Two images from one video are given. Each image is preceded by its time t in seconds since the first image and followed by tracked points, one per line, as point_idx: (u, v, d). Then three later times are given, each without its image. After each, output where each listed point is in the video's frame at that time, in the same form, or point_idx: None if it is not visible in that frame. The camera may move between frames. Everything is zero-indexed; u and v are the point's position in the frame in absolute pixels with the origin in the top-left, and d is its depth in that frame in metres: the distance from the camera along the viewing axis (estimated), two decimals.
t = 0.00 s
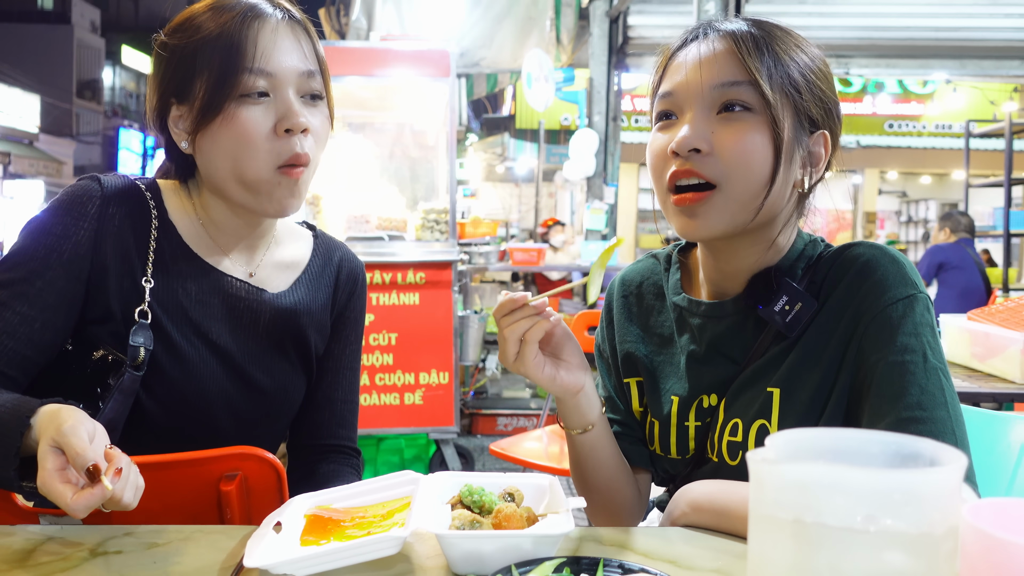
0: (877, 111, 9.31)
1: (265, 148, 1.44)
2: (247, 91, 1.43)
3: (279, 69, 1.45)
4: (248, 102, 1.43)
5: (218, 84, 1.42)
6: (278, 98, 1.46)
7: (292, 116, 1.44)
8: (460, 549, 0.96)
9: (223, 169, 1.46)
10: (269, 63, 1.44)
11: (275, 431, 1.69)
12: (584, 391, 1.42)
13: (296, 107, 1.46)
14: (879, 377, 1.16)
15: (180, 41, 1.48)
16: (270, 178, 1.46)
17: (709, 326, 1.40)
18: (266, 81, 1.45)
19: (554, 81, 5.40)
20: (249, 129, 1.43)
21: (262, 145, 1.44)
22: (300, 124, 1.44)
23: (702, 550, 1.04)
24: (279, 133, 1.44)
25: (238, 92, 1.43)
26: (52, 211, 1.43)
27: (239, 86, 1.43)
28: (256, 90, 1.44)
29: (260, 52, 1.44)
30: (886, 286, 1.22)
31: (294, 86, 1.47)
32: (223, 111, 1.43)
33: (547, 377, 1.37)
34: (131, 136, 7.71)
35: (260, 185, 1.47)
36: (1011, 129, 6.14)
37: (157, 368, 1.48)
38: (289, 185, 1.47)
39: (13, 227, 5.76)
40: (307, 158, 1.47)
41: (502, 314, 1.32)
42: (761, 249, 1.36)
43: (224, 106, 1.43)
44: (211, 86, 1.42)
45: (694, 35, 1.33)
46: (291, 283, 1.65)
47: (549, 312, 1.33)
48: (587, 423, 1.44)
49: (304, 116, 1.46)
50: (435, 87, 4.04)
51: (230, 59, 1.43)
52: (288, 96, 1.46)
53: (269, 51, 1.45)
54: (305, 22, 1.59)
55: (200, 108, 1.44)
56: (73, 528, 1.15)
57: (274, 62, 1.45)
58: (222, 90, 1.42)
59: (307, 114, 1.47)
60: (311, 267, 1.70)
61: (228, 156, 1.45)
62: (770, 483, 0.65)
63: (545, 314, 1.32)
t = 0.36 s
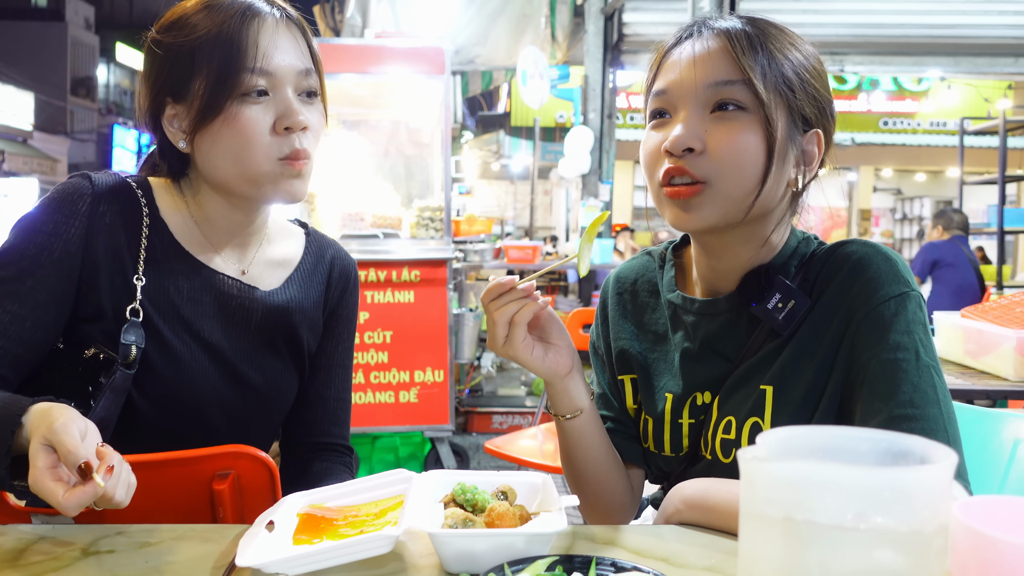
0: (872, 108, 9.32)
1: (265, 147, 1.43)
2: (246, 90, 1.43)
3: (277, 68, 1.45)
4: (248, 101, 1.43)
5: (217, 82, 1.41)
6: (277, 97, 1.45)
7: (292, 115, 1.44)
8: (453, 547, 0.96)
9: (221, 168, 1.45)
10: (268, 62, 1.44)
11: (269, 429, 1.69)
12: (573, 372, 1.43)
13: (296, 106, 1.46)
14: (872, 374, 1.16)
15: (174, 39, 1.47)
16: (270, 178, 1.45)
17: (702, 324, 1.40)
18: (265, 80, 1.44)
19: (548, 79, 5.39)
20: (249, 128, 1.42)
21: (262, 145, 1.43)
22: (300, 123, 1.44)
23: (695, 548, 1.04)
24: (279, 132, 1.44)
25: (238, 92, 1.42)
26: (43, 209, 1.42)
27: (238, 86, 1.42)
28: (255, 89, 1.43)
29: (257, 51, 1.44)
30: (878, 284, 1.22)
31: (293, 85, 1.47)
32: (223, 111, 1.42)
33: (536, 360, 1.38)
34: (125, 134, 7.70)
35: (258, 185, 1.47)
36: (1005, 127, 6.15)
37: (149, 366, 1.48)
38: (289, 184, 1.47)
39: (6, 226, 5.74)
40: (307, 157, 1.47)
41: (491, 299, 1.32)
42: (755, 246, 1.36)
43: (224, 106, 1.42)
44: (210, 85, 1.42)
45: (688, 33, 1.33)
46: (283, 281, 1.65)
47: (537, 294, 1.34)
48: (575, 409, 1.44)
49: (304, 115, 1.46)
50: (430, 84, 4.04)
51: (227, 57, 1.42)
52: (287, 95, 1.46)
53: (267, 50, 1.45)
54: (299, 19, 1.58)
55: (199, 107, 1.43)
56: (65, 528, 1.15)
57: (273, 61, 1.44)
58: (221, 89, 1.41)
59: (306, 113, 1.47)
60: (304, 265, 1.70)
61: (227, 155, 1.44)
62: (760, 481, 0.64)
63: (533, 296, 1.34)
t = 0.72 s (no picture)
0: (867, 109, 9.32)
1: (259, 152, 1.44)
2: (240, 96, 1.43)
3: (272, 73, 1.45)
4: (242, 106, 1.43)
5: (211, 87, 1.41)
6: (271, 102, 1.46)
7: (286, 121, 1.45)
8: (447, 550, 0.96)
9: (215, 173, 1.45)
10: (262, 67, 1.44)
11: (264, 433, 1.69)
12: (565, 375, 1.43)
13: (290, 111, 1.46)
14: (864, 376, 1.16)
15: (167, 43, 1.46)
16: (265, 183, 1.46)
17: (695, 326, 1.41)
18: (260, 85, 1.44)
19: (543, 80, 5.39)
20: (244, 133, 1.42)
21: (256, 151, 1.44)
22: (294, 128, 1.45)
23: (690, 550, 1.04)
24: (273, 138, 1.45)
25: (232, 97, 1.42)
26: (37, 214, 1.42)
27: (233, 91, 1.42)
28: (249, 94, 1.44)
29: (252, 56, 1.44)
30: (870, 285, 1.23)
31: (287, 90, 1.48)
32: (217, 116, 1.42)
33: (528, 364, 1.37)
34: (120, 137, 7.70)
35: (251, 189, 1.47)
36: (999, 127, 6.15)
37: (144, 370, 1.47)
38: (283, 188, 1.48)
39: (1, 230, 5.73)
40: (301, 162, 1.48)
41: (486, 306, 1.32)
42: (745, 248, 1.36)
43: (218, 111, 1.42)
44: (205, 90, 1.42)
45: (678, 36, 1.33)
46: (277, 284, 1.65)
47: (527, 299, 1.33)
48: (568, 412, 1.44)
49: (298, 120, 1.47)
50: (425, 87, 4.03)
51: (222, 62, 1.42)
52: (281, 100, 1.46)
53: (261, 56, 1.45)
54: (293, 23, 1.58)
55: (193, 111, 1.43)
56: (60, 533, 1.15)
57: (268, 66, 1.45)
58: (215, 94, 1.41)
59: (300, 118, 1.48)
60: (299, 268, 1.70)
61: (220, 160, 1.44)
62: (752, 484, 0.65)
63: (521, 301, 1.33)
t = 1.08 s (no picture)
0: (867, 111, 9.29)
1: (261, 153, 1.44)
2: (242, 97, 1.43)
3: (273, 75, 1.46)
4: (243, 108, 1.43)
5: (213, 89, 1.41)
6: (273, 104, 1.46)
7: (287, 122, 1.45)
8: (447, 552, 0.96)
9: (218, 174, 1.45)
10: (263, 69, 1.45)
11: (264, 434, 1.69)
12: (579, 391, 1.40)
13: (291, 112, 1.47)
14: (862, 379, 1.17)
15: (169, 44, 1.47)
16: (267, 184, 1.47)
17: (695, 328, 1.41)
18: (262, 86, 1.45)
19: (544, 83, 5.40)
20: (245, 134, 1.42)
21: (258, 152, 1.44)
22: (296, 129, 1.45)
23: (689, 553, 1.04)
24: (274, 139, 1.45)
25: (234, 98, 1.42)
26: (38, 215, 1.42)
27: (235, 92, 1.42)
28: (251, 96, 1.44)
29: (254, 58, 1.44)
30: (869, 288, 1.23)
31: (288, 91, 1.48)
32: (219, 117, 1.42)
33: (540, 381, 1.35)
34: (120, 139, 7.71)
35: (253, 190, 1.47)
36: (999, 130, 6.15)
37: (144, 371, 1.48)
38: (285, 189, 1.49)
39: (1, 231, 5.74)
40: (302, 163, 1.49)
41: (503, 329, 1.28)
42: (750, 252, 1.37)
43: (220, 112, 1.42)
44: (207, 91, 1.42)
45: (683, 41, 1.32)
46: (278, 285, 1.65)
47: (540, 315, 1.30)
48: (580, 425, 1.44)
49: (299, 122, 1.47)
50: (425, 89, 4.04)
51: (224, 64, 1.42)
52: (283, 102, 1.47)
53: (263, 57, 1.45)
54: (293, 24, 1.58)
55: (195, 113, 1.43)
56: (60, 534, 1.15)
57: (269, 68, 1.45)
58: (217, 96, 1.41)
59: (301, 120, 1.48)
60: (300, 269, 1.70)
61: (222, 161, 1.44)
62: (752, 486, 0.65)
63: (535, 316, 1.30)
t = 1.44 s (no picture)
0: (869, 113, 9.46)
1: (259, 154, 1.44)
2: (242, 98, 1.43)
3: (274, 76, 1.45)
4: (242, 109, 1.43)
5: (214, 89, 1.42)
6: (273, 105, 1.45)
7: (286, 122, 1.44)
8: (450, 553, 0.96)
9: (220, 174, 1.46)
10: (263, 70, 1.44)
11: (271, 435, 1.69)
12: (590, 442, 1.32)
13: (291, 113, 1.46)
14: (869, 381, 1.17)
15: (176, 45, 1.48)
16: (266, 185, 1.46)
17: (702, 328, 1.41)
18: (262, 87, 1.44)
19: (546, 84, 5.39)
20: (243, 134, 1.43)
21: (256, 153, 1.44)
22: (294, 129, 1.44)
23: (693, 555, 1.04)
24: (273, 139, 1.44)
25: (233, 99, 1.43)
26: (46, 219, 1.43)
27: (235, 93, 1.43)
28: (251, 97, 1.44)
29: (255, 59, 1.44)
30: (876, 291, 1.23)
31: (289, 93, 1.47)
32: (218, 117, 1.43)
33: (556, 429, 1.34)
34: (122, 139, 7.74)
35: (252, 191, 1.47)
36: (1001, 133, 6.16)
37: (150, 370, 1.48)
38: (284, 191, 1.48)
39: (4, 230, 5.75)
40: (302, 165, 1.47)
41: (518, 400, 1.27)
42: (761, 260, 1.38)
43: (220, 112, 1.42)
44: (207, 92, 1.42)
45: (687, 57, 1.30)
46: (286, 285, 1.65)
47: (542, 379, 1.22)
48: (594, 464, 1.37)
49: (299, 122, 1.46)
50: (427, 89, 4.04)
51: (226, 65, 1.42)
52: (283, 103, 1.46)
53: (265, 58, 1.45)
54: (299, 25, 1.58)
55: (196, 113, 1.43)
56: (64, 533, 1.15)
57: (269, 69, 1.44)
58: (217, 96, 1.42)
59: (301, 121, 1.47)
60: (308, 269, 1.71)
61: (223, 162, 1.44)
62: (757, 487, 0.65)
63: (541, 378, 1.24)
